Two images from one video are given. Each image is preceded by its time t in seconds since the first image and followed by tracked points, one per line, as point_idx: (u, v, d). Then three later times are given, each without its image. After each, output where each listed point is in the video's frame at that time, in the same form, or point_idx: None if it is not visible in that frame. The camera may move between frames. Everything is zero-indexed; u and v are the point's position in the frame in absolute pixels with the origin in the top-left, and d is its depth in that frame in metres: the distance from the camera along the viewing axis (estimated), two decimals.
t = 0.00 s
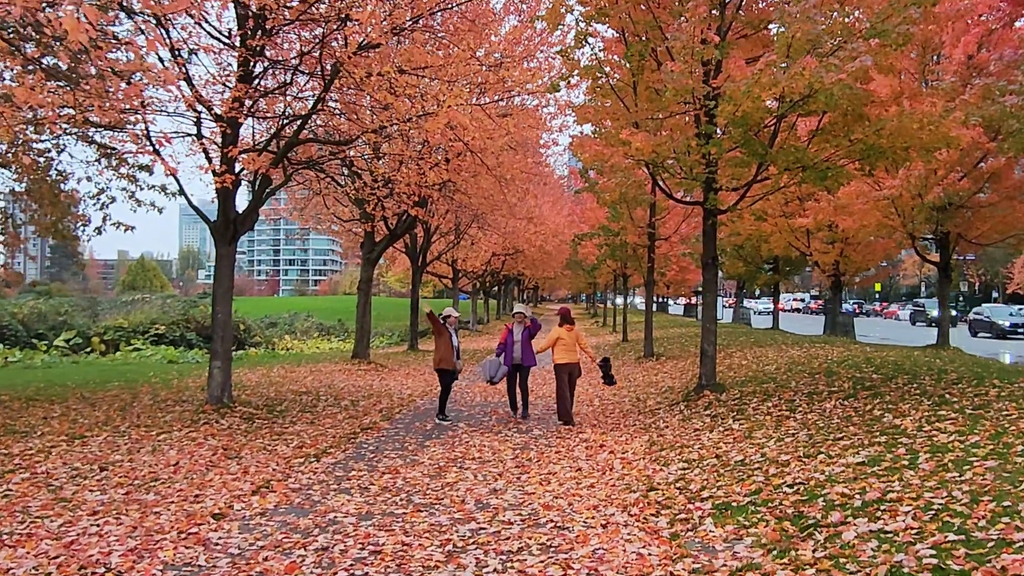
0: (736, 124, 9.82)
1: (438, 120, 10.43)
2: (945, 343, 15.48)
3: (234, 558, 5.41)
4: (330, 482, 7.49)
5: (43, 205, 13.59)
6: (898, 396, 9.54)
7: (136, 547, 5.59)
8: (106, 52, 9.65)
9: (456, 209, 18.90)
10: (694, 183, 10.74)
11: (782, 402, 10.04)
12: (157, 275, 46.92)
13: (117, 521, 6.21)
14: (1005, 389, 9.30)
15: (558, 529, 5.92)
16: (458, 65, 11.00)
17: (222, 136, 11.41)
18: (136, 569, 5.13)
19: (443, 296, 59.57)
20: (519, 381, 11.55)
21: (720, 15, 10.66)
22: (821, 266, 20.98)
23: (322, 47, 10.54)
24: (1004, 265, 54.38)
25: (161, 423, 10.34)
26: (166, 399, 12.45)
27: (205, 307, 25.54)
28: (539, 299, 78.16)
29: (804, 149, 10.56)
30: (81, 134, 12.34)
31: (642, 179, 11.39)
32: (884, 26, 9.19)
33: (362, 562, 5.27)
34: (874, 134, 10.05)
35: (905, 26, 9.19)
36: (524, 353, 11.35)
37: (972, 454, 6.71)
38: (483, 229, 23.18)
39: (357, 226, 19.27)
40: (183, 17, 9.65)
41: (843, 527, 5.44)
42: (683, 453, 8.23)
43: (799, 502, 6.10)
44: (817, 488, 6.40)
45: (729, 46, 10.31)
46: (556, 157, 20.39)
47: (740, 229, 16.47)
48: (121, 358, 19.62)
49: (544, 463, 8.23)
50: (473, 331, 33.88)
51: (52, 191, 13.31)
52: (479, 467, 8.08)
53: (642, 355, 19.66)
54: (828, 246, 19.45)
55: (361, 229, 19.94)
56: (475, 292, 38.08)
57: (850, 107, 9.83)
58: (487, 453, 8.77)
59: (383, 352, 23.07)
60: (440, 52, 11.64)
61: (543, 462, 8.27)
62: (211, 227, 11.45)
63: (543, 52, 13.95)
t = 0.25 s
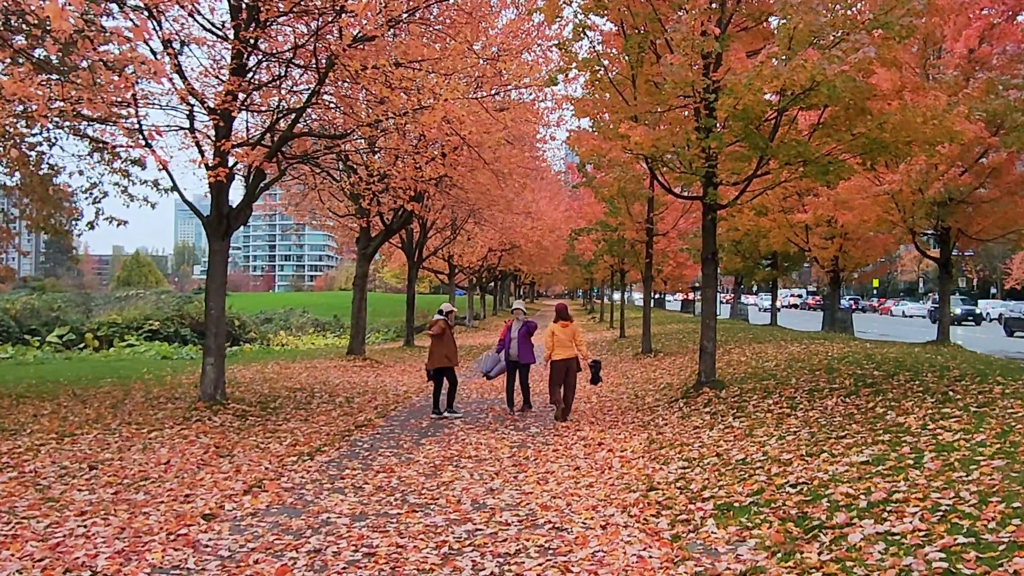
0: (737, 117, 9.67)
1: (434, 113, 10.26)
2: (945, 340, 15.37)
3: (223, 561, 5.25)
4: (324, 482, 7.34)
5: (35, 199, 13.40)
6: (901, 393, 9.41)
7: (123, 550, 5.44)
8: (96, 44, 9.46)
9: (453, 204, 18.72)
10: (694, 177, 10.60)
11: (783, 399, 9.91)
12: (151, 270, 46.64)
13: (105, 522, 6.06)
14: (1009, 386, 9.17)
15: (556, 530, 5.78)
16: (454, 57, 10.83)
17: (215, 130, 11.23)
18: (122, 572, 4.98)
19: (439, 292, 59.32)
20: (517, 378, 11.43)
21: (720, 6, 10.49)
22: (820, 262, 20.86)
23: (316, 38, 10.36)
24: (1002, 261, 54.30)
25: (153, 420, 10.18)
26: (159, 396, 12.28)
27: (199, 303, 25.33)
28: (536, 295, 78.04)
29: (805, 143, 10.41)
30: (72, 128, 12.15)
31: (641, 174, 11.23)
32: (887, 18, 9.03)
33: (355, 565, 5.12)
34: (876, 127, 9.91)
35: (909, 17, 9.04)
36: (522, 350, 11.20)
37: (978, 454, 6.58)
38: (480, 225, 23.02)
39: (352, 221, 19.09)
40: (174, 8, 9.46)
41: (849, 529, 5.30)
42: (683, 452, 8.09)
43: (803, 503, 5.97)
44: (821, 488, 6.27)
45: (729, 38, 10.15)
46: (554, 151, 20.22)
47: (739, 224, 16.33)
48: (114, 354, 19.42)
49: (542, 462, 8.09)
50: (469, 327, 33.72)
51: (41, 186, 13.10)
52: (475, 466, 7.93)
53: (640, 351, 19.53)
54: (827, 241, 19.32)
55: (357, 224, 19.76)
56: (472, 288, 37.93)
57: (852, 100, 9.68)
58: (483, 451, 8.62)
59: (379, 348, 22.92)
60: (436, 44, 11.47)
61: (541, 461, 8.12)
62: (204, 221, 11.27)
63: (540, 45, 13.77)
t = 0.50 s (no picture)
0: (738, 111, 9.53)
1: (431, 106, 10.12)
2: (946, 337, 15.25)
3: (213, 563, 5.12)
4: (318, 481, 7.20)
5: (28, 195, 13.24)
6: (904, 391, 9.29)
7: (111, 551, 5.30)
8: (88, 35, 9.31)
9: (451, 200, 18.57)
10: (695, 172, 10.46)
11: (784, 397, 9.79)
12: (148, 267, 46.46)
13: (93, 523, 5.92)
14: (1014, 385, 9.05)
15: (555, 531, 5.65)
16: (451, 50, 10.68)
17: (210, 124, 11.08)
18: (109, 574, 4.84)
19: (437, 289, 59.19)
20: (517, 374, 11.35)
21: None
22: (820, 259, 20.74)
23: (311, 30, 10.20)
24: (1002, 258, 54.12)
25: (146, 418, 10.04)
26: (153, 393, 12.14)
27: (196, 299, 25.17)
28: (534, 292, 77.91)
29: (807, 137, 10.28)
30: (65, 122, 12.00)
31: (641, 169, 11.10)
32: (891, 10, 8.90)
33: (349, 567, 4.99)
34: (879, 122, 9.77)
35: (913, 9, 8.91)
36: (521, 347, 11.06)
37: (985, 453, 6.45)
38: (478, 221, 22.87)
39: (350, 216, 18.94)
40: None
41: (855, 531, 5.17)
42: (684, 451, 7.97)
43: (807, 503, 5.84)
44: (825, 488, 6.14)
45: (731, 31, 10.02)
46: (552, 147, 20.08)
47: (739, 221, 16.20)
48: (110, 351, 19.28)
49: (540, 461, 7.96)
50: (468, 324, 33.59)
51: (34, 180, 12.94)
52: (473, 465, 7.80)
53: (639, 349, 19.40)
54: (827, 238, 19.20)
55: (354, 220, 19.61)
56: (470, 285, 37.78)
57: (855, 94, 9.55)
58: (481, 450, 8.48)
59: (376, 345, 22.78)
60: (434, 37, 11.33)
61: (539, 460, 7.99)
62: (198, 217, 11.13)
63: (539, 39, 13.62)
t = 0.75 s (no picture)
0: (741, 105, 9.37)
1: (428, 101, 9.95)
2: (950, 335, 15.09)
3: (202, 568, 4.97)
4: (312, 483, 7.05)
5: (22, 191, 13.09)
6: (910, 390, 9.13)
7: (97, 555, 5.15)
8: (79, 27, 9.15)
9: (450, 197, 18.40)
10: (696, 167, 10.30)
11: (788, 396, 9.62)
12: (147, 264, 46.32)
13: (80, 526, 5.77)
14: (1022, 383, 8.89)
15: (553, 535, 5.49)
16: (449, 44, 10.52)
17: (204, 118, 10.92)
18: None
19: (437, 286, 59.03)
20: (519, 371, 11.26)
21: None
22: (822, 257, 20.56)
23: (306, 23, 10.04)
24: (1004, 256, 53.86)
25: (139, 417, 9.88)
26: (148, 391, 11.99)
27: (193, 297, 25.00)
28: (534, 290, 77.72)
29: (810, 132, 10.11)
30: (58, 117, 11.84)
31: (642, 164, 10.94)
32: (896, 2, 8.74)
33: (341, 572, 4.84)
34: (884, 116, 9.61)
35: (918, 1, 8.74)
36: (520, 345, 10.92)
37: (994, 454, 6.30)
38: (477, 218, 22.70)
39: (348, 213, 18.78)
40: None
41: (864, 535, 5.02)
42: (686, 451, 7.81)
43: (812, 506, 5.69)
44: (830, 490, 5.98)
45: (733, 24, 9.86)
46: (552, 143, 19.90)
47: (741, 217, 16.03)
48: (107, 349, 19.14)
49: (539, 461, 7.81)
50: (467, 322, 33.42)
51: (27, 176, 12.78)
52: (470, 466, 7.65)
53: (639, 347, 19.26)
54: (830, 235, 19.04)
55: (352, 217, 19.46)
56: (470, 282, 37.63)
57: (860, 88, 9.38)
58: (479, 450, 8.33)
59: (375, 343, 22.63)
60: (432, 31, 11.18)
61: (538, 461, 7.84)
62: (192, 213, 10.96)
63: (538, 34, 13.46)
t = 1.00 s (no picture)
0: (743, 100, 9.22)
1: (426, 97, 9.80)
2: (954, 333, 14.95)
3: None
4: (307, 486, 6.91)
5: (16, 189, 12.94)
6: (915, 389, 8.98)
7: (83, 563, 5.00)
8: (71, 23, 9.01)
9: (449, 195, 18.24)
10: (698, 164, 10.15)
11: (792, 396, 9.48)
12: (145, 263, 46.16)
13: (68, 531, 5.63)
14: None
15: (554, 540, 5.35)
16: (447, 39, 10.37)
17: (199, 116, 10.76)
18: None
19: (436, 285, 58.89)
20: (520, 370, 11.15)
21: None
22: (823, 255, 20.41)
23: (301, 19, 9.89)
24: (1005, 254, 53.66)
25: (133, 418, 9.73)
26: (143, 392, 11.84)
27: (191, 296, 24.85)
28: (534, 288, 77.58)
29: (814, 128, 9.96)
30: (52, 114, 11.69)
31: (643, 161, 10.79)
32: None
33: None
34: (888, 112, 9.46)
35: None
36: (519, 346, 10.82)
37: (1005, 457, 6.14)
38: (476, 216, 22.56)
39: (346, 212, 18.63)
40: None
41: (873, 541, 4.87)
42: (689, 453, 7.67)
43: (819, 510, 5.55)
44: (837, 494, 5.84)
45: (735, 19, 9.71)
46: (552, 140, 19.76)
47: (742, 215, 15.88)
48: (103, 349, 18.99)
49: (539, 464, 7.66)
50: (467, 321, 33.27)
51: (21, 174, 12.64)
52: (468, 468, 7.50)
53: (640, 346, 19.12)
54: (832, 233, 18.88)
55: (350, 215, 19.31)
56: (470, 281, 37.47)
57: (864, 83, 9.23)
58: (478, 452, 8.18)
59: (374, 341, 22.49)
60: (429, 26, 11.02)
61: (538, 463, 7.70)
62: (187, 211, 10.81)
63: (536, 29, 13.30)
